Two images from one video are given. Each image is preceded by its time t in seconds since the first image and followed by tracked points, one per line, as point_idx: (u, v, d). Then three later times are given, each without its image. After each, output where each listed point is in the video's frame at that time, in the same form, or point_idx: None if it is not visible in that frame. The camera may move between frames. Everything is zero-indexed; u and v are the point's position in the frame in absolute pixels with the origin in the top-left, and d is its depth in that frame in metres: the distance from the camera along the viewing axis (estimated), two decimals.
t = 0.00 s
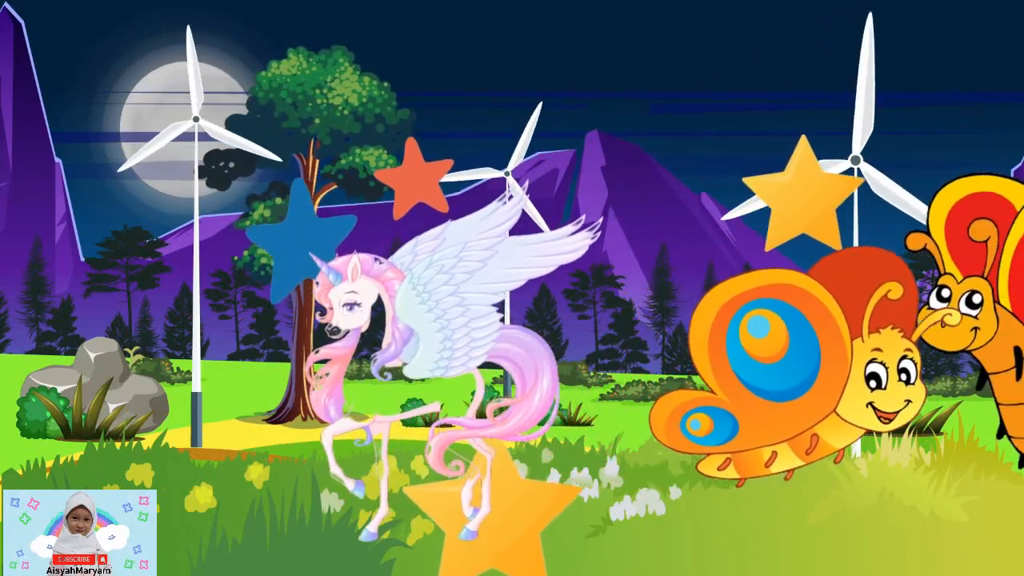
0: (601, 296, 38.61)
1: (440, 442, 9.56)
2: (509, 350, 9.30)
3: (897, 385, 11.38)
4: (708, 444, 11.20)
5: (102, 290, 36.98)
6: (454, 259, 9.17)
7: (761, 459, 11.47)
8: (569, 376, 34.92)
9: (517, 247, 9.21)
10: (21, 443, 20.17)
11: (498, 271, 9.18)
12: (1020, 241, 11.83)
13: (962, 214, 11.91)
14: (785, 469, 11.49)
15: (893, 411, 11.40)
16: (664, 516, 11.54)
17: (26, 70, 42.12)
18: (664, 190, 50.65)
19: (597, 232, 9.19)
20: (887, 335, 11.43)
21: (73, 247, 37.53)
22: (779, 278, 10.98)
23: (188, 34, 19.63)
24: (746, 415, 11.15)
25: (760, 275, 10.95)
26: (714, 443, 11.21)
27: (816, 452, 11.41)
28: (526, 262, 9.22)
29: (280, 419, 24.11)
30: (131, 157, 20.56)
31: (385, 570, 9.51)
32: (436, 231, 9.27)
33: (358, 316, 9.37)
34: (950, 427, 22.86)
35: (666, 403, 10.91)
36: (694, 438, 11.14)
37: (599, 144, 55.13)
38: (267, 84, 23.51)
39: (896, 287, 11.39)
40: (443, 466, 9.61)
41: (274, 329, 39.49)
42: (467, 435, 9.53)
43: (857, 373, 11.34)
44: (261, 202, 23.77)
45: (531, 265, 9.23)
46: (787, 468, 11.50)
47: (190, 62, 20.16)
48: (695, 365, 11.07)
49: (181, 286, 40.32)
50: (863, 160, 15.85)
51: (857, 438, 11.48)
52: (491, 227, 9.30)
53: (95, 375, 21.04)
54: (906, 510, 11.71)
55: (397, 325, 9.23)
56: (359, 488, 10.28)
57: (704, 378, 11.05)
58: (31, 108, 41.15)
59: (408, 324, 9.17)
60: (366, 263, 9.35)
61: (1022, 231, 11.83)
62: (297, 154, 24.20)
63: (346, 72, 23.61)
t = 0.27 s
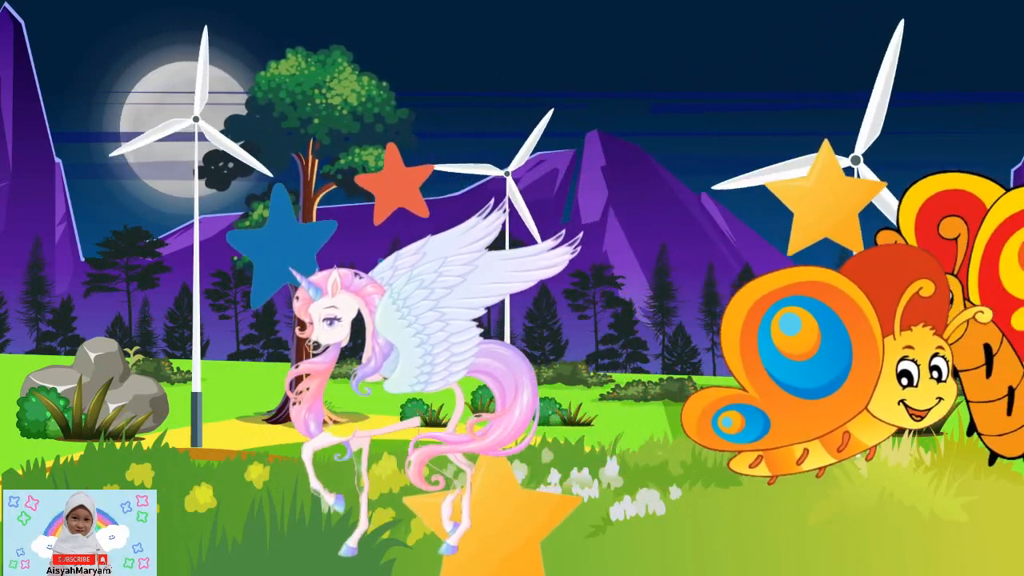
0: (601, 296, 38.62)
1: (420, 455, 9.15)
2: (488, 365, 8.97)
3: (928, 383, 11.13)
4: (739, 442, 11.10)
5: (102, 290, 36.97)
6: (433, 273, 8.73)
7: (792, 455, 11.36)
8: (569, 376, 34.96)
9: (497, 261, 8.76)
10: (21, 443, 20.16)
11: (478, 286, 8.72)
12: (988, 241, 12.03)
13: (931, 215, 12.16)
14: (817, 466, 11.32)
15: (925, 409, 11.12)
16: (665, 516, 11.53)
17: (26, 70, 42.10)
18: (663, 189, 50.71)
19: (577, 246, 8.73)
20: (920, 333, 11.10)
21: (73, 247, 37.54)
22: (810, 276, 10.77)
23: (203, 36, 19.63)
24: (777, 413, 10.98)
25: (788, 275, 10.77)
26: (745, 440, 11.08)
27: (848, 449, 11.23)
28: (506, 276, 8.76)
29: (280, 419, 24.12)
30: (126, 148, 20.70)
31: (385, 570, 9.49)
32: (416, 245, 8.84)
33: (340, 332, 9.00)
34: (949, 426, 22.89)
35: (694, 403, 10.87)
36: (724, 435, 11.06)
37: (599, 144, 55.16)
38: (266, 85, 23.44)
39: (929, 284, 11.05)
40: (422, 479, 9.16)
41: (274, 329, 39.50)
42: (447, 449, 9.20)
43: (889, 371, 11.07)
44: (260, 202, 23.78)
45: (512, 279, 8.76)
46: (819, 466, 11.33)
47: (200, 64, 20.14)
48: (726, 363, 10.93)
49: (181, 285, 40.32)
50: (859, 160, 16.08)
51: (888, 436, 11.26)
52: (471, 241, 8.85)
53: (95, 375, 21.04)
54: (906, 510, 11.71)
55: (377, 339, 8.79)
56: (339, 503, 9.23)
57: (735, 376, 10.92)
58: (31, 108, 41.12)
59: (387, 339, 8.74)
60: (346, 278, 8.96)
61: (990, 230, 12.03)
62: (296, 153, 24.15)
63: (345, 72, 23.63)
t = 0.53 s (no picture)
0: (601, 297, 38.62)
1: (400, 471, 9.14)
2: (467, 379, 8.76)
3: (960, 381, 10.71)
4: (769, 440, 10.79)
5: (102, 290, 36.96)
6: (412, 288, 8.53)
7: (823, 452, 10.99)
8: (569, 376, 34.99)
9: (477, 276, 8.54)
10: (21, 443, 20.16)
11: (458, 303, 8.52)
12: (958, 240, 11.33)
13: (901, 213, 11.23)
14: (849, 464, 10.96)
15: (957, 406, 10.73)
16: (665, 516, 11.53)
17: (26, 70, 42.10)
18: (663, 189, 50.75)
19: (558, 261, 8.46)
20: (952, 330, 10.65)
21: (73, 247, 37.54)
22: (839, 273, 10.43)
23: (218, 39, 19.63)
24: (809, 411, 10.67)
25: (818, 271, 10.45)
26: (777, 438, 10.77)
27: (880, 447, 10.87)
28: (486, 291, 8.54)
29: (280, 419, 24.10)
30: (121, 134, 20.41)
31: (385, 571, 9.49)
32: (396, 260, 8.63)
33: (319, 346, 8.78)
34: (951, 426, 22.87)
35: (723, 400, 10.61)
36: (757, 433, 10.75)
37: (599, 144, 55.19)
38: (264, 85, 23.45)
39: (960, 281, 10.62)
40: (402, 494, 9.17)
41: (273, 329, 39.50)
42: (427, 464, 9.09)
43: (921, 367, 10.62)
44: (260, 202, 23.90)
45: (490, 295, 8.52)
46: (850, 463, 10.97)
47: (211, 66, 20.14)
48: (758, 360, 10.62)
49: (181, 286, 40.31)
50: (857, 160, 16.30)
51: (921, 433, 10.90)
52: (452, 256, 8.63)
53: (95, 375, 21.04)
54: (906, 510, 11.72)
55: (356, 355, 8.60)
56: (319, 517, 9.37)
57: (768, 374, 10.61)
58: (31, 108, 41.12)
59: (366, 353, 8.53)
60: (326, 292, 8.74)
61: (960, 227, 11.30)
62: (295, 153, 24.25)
63: (344, 71, 23.60)
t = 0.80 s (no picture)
0: (601, 297, 38.65)
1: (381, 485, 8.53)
2: (447, 395, 8.31)
3: (992, 378, 10.52)
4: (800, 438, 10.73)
5: (102, 290, 36.98)
6: (393, 302, 8.04)
7: (854, 451, 10.91)
8: (569, 376, 35.01)
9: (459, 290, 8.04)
10: (21, 443, 20.16)
11: (439, 320, 8.04)
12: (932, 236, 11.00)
13: (870, 212, 11.16)
14: (880, 462, 10.89)
15: (989, 404, 10.55)
16: (665, 516, 11.53)
17: (26, 70, 42.03)
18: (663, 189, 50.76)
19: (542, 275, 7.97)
20: (983, 327, 10.50)
21: (73, 247, 37.56)
22: (868, 269, 10.38)
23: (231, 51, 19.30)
24: (841, 409, 10.58)
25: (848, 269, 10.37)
26: (808, 436, 10.69)
27: (910, 444, 10.84)
28: (468, 305, 8.01)
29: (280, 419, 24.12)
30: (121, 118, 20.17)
31: (385, 570, 9.48)
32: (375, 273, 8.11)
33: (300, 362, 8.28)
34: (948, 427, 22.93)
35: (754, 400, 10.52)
36: (790, 432, 10.66)
37: (599, 145, 55.28)
38: (262, 85, 23.48)
39: (992, 278, 10.50)
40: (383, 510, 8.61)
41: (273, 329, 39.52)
42: (408, 479, 8.58)
43: (953, 364, 10.46)
44: (259, 202, 23.87)
45: (473, 309, 8.02)
46: (881, 461, 10.89)
47: (218, 74, 19.77)
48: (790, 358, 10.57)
49: (181, 285, 40.30)
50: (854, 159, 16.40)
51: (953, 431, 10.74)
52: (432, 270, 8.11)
53: (95, 374, 21.05)
54: (906, 510, 11.72)
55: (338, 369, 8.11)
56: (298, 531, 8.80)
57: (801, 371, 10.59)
58: (31, 108, 41.11)
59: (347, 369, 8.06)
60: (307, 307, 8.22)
61: (934, 223, 11.01)
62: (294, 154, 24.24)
63: (342, 71, 23.59)
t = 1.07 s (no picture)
0: (601, 297, 38.63)
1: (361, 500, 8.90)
2: (427, 410, 8.64)
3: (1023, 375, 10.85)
4: (833, 435, 10.89)
5: (102, 290, 36.98)
6: (373, 317, 8.36)
7: (886, 448, 11.06)
8: (569, 376, 35.01)
9: (438, 305, 8.34)
10: (21, 443, 20.16)
11: (418, 334, 8.35)
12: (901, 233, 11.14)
13: (841, 208, 11.26)
14: (911, 459, 11.05)
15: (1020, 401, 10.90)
16: (665, 517, 11.52)
17: (26, 70, 41.97)
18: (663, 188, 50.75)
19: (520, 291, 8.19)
20: (1013, 325, 10.86)
21: (73, 247, 37.56)
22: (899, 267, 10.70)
23: (241, 62, 18.90)
24: (873, 406, 10.77)
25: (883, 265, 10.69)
26: (839, 433, 10.86)
27: (943, 441, 10.91)
28: (447, 321, 8.31)
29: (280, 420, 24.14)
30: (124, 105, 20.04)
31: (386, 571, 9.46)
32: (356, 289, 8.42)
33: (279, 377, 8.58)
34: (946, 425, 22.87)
35: (789, 393, 10.72)
36: (820, 429, 10.85)
37: (599, 145, 55.26)
38: (260, 86, 23.36)
39: None
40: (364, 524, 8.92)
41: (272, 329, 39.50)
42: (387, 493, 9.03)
43: (983, 362, 10.82)
44: (258, 202, 23.75)
45: (452, 324, 8.31)
46: (913, 459, 11.06)
47: (225, 83, 19.48)
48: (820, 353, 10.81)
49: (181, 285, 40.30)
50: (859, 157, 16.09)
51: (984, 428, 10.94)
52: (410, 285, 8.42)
53: (95, 374, 21.05)
54: (906, 510, 11.72)
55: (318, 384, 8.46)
56: (279, 547, 8.78)
57: (831, 368, 10.81)
58: (31, 108, 41.09)
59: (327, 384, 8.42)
60: (286, 323, 8.55)
61: (904, 220, 11.12)
62: (293, 154, 24.25)
63: (339, 70, 23.55)
